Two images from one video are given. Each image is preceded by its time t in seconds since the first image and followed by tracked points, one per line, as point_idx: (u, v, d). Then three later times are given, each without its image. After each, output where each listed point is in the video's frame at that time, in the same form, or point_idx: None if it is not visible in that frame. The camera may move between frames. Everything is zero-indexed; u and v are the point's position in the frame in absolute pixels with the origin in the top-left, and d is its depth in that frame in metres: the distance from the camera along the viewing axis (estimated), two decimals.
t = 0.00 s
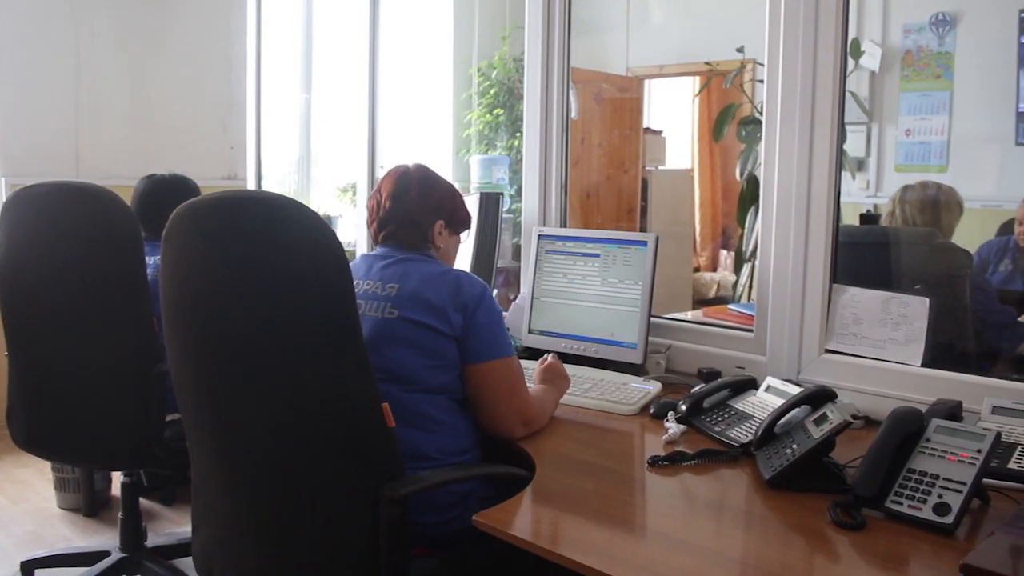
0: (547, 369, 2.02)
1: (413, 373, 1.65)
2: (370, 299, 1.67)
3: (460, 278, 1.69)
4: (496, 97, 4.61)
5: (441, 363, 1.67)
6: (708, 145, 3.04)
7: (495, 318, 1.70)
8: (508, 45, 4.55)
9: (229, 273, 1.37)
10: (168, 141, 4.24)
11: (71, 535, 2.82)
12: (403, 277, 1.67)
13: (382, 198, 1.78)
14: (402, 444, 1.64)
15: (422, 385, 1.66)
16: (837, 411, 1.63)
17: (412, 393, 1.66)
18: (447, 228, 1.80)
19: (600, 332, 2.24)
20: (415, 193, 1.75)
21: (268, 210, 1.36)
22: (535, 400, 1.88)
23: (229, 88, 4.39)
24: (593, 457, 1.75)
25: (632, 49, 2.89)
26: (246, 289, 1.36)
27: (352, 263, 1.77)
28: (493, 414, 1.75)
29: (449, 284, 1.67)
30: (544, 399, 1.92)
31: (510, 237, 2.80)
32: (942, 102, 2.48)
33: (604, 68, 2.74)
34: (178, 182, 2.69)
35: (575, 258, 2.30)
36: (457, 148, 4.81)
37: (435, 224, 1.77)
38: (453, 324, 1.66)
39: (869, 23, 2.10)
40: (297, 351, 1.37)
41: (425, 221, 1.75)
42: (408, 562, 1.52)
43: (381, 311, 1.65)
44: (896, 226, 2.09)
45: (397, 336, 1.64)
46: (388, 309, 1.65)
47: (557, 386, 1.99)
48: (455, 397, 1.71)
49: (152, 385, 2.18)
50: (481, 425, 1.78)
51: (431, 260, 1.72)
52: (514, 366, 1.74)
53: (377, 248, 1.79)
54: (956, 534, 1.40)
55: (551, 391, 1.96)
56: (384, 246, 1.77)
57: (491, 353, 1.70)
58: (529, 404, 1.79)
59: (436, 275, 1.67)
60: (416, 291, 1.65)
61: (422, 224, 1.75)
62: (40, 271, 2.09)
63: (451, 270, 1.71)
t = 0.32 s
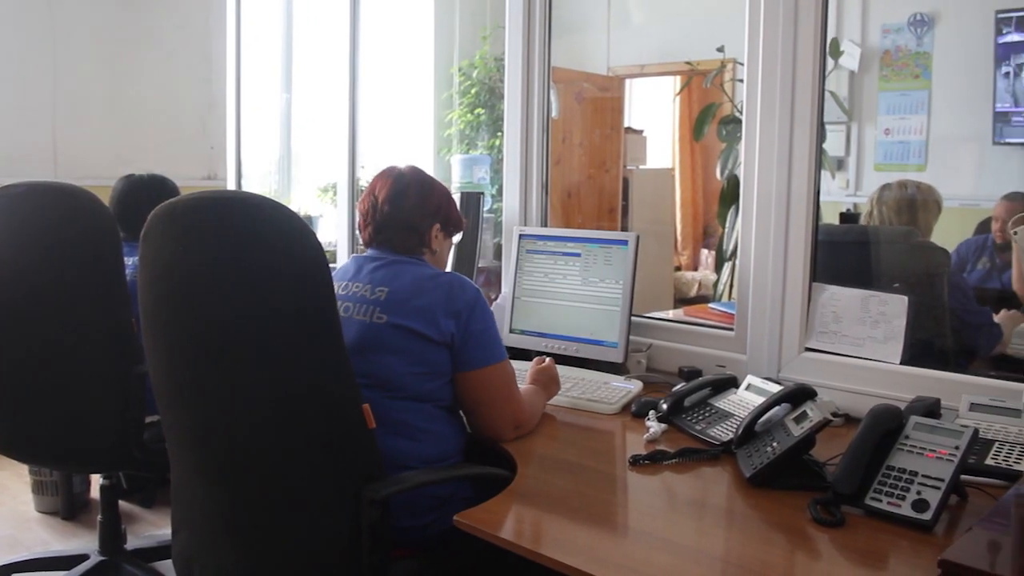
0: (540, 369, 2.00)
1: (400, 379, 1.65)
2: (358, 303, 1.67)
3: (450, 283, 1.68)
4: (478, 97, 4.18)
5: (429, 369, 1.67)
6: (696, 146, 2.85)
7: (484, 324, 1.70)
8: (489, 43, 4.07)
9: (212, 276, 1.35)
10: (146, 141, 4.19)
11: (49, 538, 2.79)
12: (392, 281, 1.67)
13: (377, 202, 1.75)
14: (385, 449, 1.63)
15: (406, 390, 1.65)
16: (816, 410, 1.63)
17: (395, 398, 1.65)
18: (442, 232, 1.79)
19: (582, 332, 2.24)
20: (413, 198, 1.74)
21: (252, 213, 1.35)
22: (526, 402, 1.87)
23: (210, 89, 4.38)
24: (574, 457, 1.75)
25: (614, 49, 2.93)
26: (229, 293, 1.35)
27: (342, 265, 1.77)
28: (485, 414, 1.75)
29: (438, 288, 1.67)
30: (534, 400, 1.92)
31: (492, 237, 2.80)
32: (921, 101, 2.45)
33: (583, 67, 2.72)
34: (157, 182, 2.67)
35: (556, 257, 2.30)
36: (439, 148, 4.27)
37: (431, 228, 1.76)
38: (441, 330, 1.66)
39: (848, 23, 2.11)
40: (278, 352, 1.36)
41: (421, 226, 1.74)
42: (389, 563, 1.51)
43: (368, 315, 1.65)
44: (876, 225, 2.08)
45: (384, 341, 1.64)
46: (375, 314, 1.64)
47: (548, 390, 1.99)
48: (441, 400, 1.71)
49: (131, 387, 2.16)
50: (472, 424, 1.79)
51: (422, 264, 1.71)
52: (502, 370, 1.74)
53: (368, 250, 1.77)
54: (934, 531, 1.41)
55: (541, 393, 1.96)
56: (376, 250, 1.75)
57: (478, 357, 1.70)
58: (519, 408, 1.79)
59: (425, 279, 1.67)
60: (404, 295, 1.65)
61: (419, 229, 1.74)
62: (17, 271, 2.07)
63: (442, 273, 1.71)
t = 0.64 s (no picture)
0: (520, 368, 2.00)
1: (381, 380, 1.63)
2: (341, 303, 1.66)
3: (434, 283, 1.67)
4: (456, 96, 3.71)
5: (411, 370, 1.66)
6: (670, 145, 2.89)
7: (467, 324, 1.69)
8: (467, 42, 3.64)
9: (192, 278, 1.34)
10: (123, 141, 4.16)
11: (25, 542, 2.76)
12: (375, 281, 1.66)
13: (363, 206, 1.71)
14: (366, 451, 1.62)
15: (389, 392, 1.65)
16: (795, 407, 1.64)
17: (377, 401, 1.64)
18: (431, 228, 1.77)
19: (561, 332, 2.24)
20: (400, 200, 1.71)
21: (233, 214, 1.34)
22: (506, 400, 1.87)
23: (189, 87, 4.37)
24: (555, 456, 1.75)
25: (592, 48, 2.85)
26: (209, 295, 1.34)
27: (327, 265, 1.76)
28: (467, 414, 1.75)
29: (423, 289, 1.66)
30: (512, 400, 1.90)
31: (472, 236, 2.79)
32: (898, 101, 2.46)
33: (564, 65, 2.72)
34: (134, 181, 2.65)
35: (535, 256, 2.30)
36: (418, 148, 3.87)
37: (421, 227, 1.75)
38: (425, 331, 1.65)
39: (826, 21, 2.12)
40: (256, 354, 1.36)
41: (411, 226, 1.72)
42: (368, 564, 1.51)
43: (350, 316, 1.63)
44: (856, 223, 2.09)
45: (366, 342, 1.63)
46: (358, 314, 1.63)
47: (526, 389, 1.98)
48: (423, 401, 1.70)
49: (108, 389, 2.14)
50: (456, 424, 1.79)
51: (407, 263, 1.70)
52: (486, 370, 1.73)
53: (353, 251, 1.76)
54: (911, 526, 1.42)
55: (521, 391, 1.95)
56: (361, 250, 1.74)
57: (461, 357, 1.69)
58: (501, 407, 1.79)
59: (410, 279, 1.66)
60: (388, 296, 1.64)
61: (408, 230, 1.73)
62: None
63: (426, 272, 1.70)
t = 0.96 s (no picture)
0: (497, 366, 2.00)
1: (358, 379, 1.62)
2: (319, 302, 1.65)
3: (413, 281, 1.67)
4: (434, 94, 3.49)
5: (388, 369, 1.65)
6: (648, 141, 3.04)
7: (446, 323, 1.69)
8: (444, 39, 3.40)
9: (166, 277, 1.33)
10: (95, 139, 4.09)
11: None
12: (352, 280, 1.65)
13: (341, 205, 1.70)
14: (343, 450, 1.62)
15: (367, 391, 1.64)
16: (770, 404, 1.65)
17: (354, 400, 1.63)
18: (410, 227, 1.76)
19: (538, 330, 2.24)
20: (379, 198, 1.70)
21: (210, 213, 1.33)
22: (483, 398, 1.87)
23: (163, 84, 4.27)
24: (532, 454, 1.75)
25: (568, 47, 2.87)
26: (184, 295, 1.33)
27: (305, 263, 1.75)
28: (444, 414, 1.75)
29: (401, 287, 1.65)
30: (490, 399, 1.90)
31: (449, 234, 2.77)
32: (871, 99, 2.50)
33: (540, 64, 2.72)
34: (106, 180, 2.62)
35: (511, 254, 2.30)
36: (394, 145, 3.67)
37: (400, 226, 1.73)
38: (404, 329, 1.64)
39: (801, 20, 2.12)
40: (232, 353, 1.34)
41: (390, 226, 1.71)
42: (344, 563, 1.50)
43: (328, 315, 1.62)
44: (830, 221, 2.14)
45: (344, 341, 1.61)
46: (335, 313, 1.62)
47: (503, 388, 1.98)
48: (401, 400, 1.70)
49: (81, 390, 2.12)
50: (433, 423, 1.79)
51: (385, 262, 1.69)
52: (464, 368, 1.73)
53: (331, 250, 1.74)
54: (886, 521, 1.44)
55: (497, 389, 1.95)
56: (340, 250, 1.72)
57: (438, 355, 1.68)
58: (479, 406, 1.78)
59: (388, 277, 1.65)
60: (366, 295, 1.63)
61: (388, 230, 1.71)
62: None
63: (404, 271, 1.69)
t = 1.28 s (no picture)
0: (472, 365, 2.00)
1: (332, 379, 1.62)
2: (292, 301, 1.64)
3: (386, 279, 1.66)
4: (407, 92, 3.35)
5: (362, 368, 1.64)
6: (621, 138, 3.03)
7: (421, 321, 1.69)
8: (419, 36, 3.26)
9: (137, 277, 1.31)
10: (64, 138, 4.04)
11: None
12: (326, 278, 1.64)
13: (312, 204, 1.69)
14: (316, 449, 1.61)
15: (341, 390, 1.63)
16: (744, 400, 1.66)
17: (328, 399, 1.63)
18: (383, 225, 1.75)
19: (513, 328, 2.24)
20: (350, 196, 1.69)
21: (181, 213, 1.32)
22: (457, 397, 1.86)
23: (133, 82, 4.19)
24: (508, 452, 1.75)
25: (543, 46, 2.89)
26: (155, 295, 1.31)
27: (276, 262, 1.74)
28: (420, 413, 1.74)
29: (374, 285, 1.65)
30: (465, 398, 1.90)
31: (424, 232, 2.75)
32: (844, 97, 2.53)
33: (514, 63, 2.72)
34: (76, 179, 2.59)
35: (486, 253, 2.30)
36: (370, 143, 3.54)
37: (372, 224, 1.73)
38: (377, 328, 1.63)
39: (773, 19, 2.13)
40: (204, 354, 1.33)
41: (361, 224, 1.70)
42: (319, 563, 1.49)
43: (301, 314, 1.61)
44: (805, 218, 2.15)
45: (317, 340, 1.61)
46: (309, 312, 1.61)
47: (478, 386, 1.98)
48: (375, 400, 1.69)
49: (51, 392, 2.10)
50: (408, 421, 1.78)
51: (357, 260, 1.68)
52: (438, 367, 1.72)
53: (303, 249, 1.73)
54: (858, 515, 1.45)
55: (472, 387, 1.95)
56: (312, 249, 1.72)
57: (413, 354, 1.68)
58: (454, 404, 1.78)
59: (361, 275, 1.65)
60: (339, 293, 1.62)
61: (360, 228, 1.71)
62: None
63: (377, 269, 1.69)
